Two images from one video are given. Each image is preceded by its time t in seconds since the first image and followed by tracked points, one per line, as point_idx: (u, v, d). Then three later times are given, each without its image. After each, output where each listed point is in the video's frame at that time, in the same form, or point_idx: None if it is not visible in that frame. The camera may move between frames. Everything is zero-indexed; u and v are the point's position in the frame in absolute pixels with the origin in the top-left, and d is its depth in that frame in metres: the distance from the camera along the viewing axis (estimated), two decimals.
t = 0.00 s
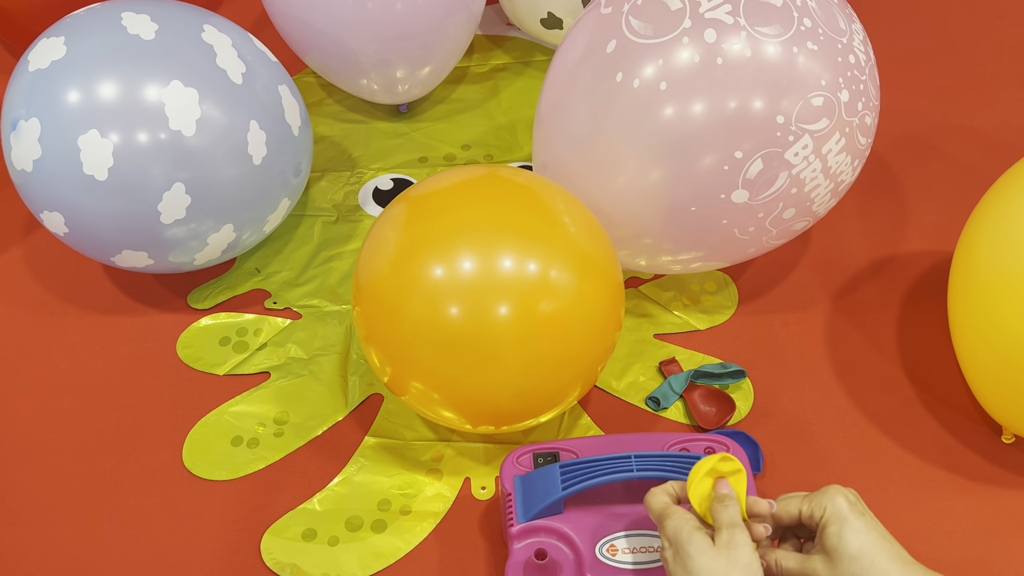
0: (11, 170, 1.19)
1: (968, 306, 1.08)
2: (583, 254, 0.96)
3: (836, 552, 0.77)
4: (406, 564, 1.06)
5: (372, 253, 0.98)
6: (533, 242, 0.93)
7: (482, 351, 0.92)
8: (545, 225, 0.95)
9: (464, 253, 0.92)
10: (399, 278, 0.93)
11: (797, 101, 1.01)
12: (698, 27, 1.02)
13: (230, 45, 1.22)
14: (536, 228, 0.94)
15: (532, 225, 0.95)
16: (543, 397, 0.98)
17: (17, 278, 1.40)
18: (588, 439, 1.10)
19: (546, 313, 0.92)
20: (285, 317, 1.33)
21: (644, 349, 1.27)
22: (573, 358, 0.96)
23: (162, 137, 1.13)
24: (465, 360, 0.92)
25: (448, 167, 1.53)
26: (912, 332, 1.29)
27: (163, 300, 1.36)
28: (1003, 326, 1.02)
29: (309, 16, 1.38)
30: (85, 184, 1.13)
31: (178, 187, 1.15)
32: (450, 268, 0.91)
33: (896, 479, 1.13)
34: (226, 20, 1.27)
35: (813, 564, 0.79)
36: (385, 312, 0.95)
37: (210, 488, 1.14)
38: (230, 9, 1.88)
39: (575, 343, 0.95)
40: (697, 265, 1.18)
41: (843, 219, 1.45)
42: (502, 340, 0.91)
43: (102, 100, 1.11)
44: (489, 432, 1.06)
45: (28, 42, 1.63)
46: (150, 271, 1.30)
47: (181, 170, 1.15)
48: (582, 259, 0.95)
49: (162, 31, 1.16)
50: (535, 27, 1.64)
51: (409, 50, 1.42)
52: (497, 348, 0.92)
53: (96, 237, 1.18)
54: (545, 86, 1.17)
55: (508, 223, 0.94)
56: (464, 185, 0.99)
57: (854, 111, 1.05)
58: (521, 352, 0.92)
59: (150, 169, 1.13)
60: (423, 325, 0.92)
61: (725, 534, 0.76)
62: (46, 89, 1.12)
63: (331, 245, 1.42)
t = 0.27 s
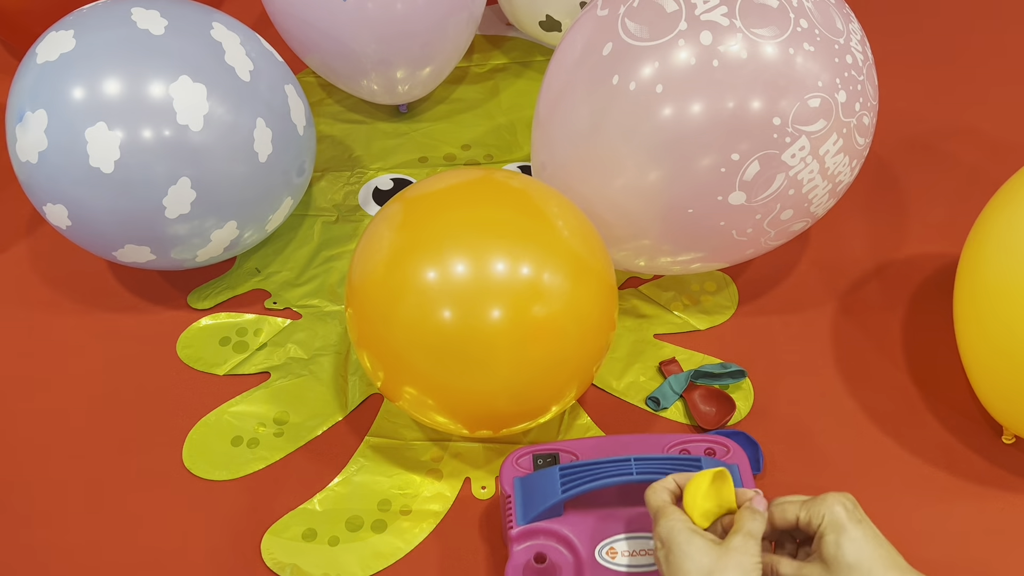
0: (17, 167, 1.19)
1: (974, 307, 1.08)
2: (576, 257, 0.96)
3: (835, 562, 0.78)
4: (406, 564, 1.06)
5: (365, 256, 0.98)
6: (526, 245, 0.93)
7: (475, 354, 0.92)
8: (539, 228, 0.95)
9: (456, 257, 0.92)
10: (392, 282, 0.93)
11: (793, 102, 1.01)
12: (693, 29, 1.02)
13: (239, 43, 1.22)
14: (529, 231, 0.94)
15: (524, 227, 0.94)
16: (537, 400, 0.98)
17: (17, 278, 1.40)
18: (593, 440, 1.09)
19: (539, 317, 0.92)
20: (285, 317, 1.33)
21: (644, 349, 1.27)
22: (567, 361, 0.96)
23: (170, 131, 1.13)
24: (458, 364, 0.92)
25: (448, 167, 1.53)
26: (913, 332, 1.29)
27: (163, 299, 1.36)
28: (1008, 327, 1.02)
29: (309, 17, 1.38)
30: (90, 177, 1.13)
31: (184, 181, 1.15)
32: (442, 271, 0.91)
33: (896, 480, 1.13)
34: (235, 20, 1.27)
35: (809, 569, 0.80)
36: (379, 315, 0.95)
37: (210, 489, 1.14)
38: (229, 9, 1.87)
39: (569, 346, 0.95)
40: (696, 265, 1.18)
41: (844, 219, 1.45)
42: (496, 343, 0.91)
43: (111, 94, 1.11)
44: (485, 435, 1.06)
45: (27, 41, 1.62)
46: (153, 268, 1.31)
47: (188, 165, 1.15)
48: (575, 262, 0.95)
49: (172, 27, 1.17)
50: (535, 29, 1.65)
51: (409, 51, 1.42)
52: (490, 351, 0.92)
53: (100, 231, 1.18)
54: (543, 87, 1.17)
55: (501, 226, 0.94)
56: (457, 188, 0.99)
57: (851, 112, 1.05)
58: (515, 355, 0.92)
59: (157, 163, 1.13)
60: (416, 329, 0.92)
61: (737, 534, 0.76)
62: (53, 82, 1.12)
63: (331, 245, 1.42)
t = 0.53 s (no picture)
0: (23, 164, 1.19)
1: (979, 308, 1.08)
2: (568, 265, 0.96)
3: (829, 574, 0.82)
4: (406, 564, 1.06)
5: (358, 265, 0.98)
6: (517, 254, 0.93)
7: (467, 364, 0.91)
8: (530, 237, 0.95)
9: (448, 266, 0.91)
10: (384, 291, 0.93)
11: (789, 109, 1.01)
12: (689, 35, 1.02)
13: (249, 44, 1.23)
14: (521, 239, 0.94)
15: (516, 236, 0.94)
16: (530, 409, 0.98)
17: (17, 278, 1.40)
18: (584, 440, 1.10)
19: (531, 326, 0.92)
20: (285, 317, 1.33)
21: (644, 349, 1.27)
22: (560, 369, 0.96)
23: (181, 129, 1.13)
24: (450, 373, 0.92)
25: (448, 167, 1.53)
26: (913, 332, 1.29)
27: (163, 299, 1.36)
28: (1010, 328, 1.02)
29: (309, 17, 1.38)
30: (98, 173, 1.13)
31: (192, 179, 1.15)
32: (435, 280, 0.91)
33: (895, 480, 1.13)
34: (244, 21, 1.28)
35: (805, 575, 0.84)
36: (371, 324, 0.95)
37: (210, 489, 1.14)
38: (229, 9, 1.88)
39: (562, 354, 0.95)
40: (693, 268, 1.18)
41: (844, 219, 1.45)
42: (488, 353, 0.91)
43: (121, 91, 1.11)
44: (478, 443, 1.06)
45: (28, 41, 1.62)
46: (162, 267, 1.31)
47: (196, 163, 1.15)
48: (568, 271, 0.95)
49: (184, 26, 1.17)
50: (536, 34, 1.66)
51: (409, 53, 1.42)
52: (482, 361, 0.91)
53: (106, 228, 1.18)
54: (540, 89, 1.17)
55: (493, 234, 0.94)
56: (449, 197, 0.98)
57: (848, 117, 1.05)
58: (507, 364, 0.92)
59: (167, 160, 1.13)
60: (408, 338, 0.92)
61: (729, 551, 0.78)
62: (60, 79, 1.12)
63: (331, 245, 1.42)
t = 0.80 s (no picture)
0: (29, 163, 1.19)
1: (983, 316, 1.08)
2: (564, 275, 0.96)
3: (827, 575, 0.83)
4: (406, 564, 1.06)
5: (354, 273, 0.98)
6: (513, 264, 0.93)
7: (461, 375, 0.91)
8: (527, 247, 0.95)
9: (444, 275, 0.91)
10: (380, 299, 0.93)
11: (795, 123, 1.01)
12: (696, 47, 1.01)
13: (264, 49, 1.23)
14: (517, 249, 0.94)
15: (512, 245, 0.94)
16: (525, 420, 0.97)
17: (18, 278, 1.40)
18: (581, 440, 1.10)
19: (525, 336, 0.92)
20: (285, 317, 1.33)
21: (644, 349, 1.27)
22: (555, 380, 0.96)
23: (194, 132, 1.13)
24: (445, 383, 0.92)
25: (448, 167, 1.53)
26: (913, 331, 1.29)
27: (163, 300, 1.36)
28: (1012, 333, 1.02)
29: (309, 14, 1.38)
30: (110, 173, 1.13)
31: (205, 183, 1.16)
32: (430, 289, 0.91)
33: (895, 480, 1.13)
34: (259, 25, 1.28)
35: None
36: (366, 332, 0.95)
37: (210, 489, 1.14)
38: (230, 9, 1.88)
39: (557, 365, 0.95)
40: (692, 275, 1.18)
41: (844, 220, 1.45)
42: (482, 363, 0.91)
43: (137, 91, 1.11)
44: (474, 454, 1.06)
45: (28, 41, 1.62)
46: (177, 267, 1.31)
47: (210, 167, 1.16)
48: (563, 281, 0.95)
49: (193, 26, 1.17)
50: (537, 39, 1.67)
51: (410, 53, 1.42)
52: (477, 371, 0.91)
53: (116, 228, 1.18)
54: (545, 92, 1.17)
55: (489, 243, 0.94)
56: (446, 205, 0.98)
57: (854, 134, 1.05)
58: (502, 375, 0.92)
59: (182, 163, 1.14)
60: (403, 347, 0.92)
61: None
62: (69, 78, 1.12)
63: (332, 245, 1.42)
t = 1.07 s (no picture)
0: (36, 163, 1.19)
1: (980, 319, 1.09)
2: (566, 277, 0.96)
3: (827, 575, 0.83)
4: (406, 564, 1.06)
5: (356, 272, 0.98)
6: (516, 265, 0.93)
7: (463, 376, 0.91)
8: (530, 249, 0.95)
9: (447, 275, 0.91)
10: (382, 299, 0.93)
11: (794, 143, 1.01)
12: (699, 59, 1.01)
13: (274, 52, 1.24)
14: (519, 250, 0.94)
15: (515, 246, 0.94)
16: (525, 423, 0.97)
17: (17, 278, 1.40)
18: (579, 440, 1.10)
19: (527, 338, 0.92)
20: (285, 317, 1.33)
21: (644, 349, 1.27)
22: (556, 382, 0.96)
23: (205, 134, 1.14)
24: (446, 384, 0.92)
25: (448, 167, 1.53)
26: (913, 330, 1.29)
27: (163, 300, 1.36)
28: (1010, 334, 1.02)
29: (307, 12, 1.38)
30: (120, 174, 1.13)
31: (214, 185, 1.16)
32: (432, 290, 0.91)
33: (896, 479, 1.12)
34: (270, 30, 1.29)
35: None
36: (368, 331, 0.95)
37: (210, 489, 1.14)
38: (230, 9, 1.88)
39: (558, 367, 0.95)
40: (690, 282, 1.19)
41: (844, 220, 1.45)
42: (483, 365, 0.91)
43: (147, 92, 1.11)
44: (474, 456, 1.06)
45: (28, 41, 1.62)
46: (179, 267, 1.31)
47: (221, 170, 1.16)
48: (565, 283, 0.95)
49: (200, 26, 1.17)
50: (535, 42, 1.66)
51: (410, 52, 1.42)
52: (478, 373, 0.91)
53: (123, 228, 1.18)
54: (549, 95, 1.17)
55: (492, 244, 0.94)
56: (450, 206, 0.98)
57: (854, 156, 1.05)
58: (503, 377, 0.92)
59: (194, 165, 1.14)
60: (405, 347, 0.92)
61: None
62: (76, 77, 1.12)
63: (331, 245, 1.42)
